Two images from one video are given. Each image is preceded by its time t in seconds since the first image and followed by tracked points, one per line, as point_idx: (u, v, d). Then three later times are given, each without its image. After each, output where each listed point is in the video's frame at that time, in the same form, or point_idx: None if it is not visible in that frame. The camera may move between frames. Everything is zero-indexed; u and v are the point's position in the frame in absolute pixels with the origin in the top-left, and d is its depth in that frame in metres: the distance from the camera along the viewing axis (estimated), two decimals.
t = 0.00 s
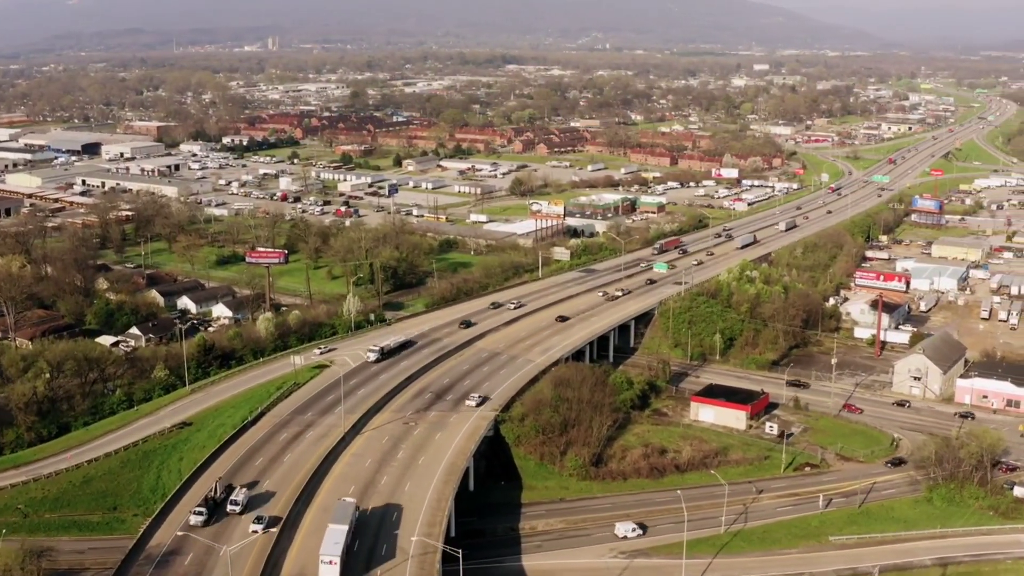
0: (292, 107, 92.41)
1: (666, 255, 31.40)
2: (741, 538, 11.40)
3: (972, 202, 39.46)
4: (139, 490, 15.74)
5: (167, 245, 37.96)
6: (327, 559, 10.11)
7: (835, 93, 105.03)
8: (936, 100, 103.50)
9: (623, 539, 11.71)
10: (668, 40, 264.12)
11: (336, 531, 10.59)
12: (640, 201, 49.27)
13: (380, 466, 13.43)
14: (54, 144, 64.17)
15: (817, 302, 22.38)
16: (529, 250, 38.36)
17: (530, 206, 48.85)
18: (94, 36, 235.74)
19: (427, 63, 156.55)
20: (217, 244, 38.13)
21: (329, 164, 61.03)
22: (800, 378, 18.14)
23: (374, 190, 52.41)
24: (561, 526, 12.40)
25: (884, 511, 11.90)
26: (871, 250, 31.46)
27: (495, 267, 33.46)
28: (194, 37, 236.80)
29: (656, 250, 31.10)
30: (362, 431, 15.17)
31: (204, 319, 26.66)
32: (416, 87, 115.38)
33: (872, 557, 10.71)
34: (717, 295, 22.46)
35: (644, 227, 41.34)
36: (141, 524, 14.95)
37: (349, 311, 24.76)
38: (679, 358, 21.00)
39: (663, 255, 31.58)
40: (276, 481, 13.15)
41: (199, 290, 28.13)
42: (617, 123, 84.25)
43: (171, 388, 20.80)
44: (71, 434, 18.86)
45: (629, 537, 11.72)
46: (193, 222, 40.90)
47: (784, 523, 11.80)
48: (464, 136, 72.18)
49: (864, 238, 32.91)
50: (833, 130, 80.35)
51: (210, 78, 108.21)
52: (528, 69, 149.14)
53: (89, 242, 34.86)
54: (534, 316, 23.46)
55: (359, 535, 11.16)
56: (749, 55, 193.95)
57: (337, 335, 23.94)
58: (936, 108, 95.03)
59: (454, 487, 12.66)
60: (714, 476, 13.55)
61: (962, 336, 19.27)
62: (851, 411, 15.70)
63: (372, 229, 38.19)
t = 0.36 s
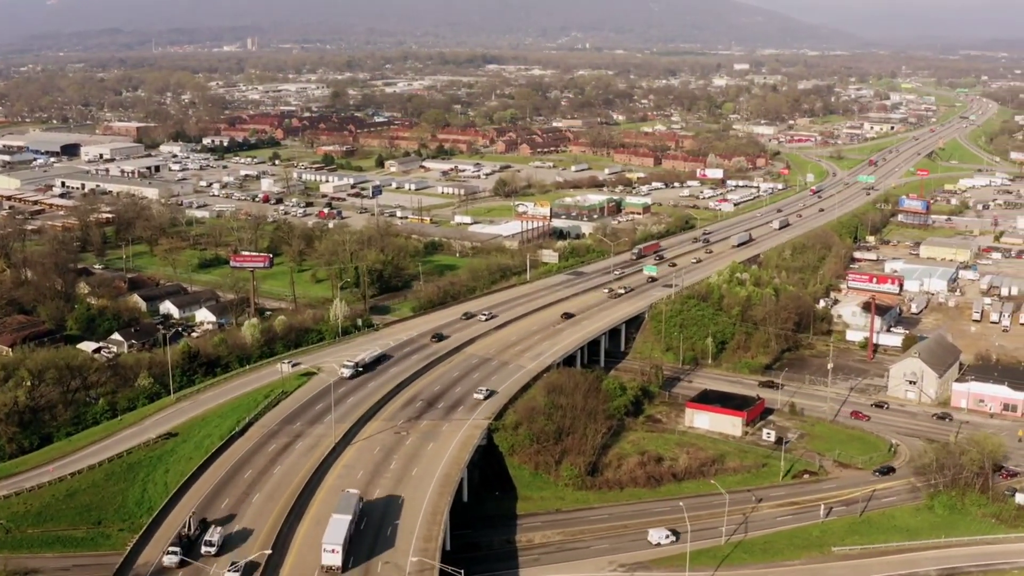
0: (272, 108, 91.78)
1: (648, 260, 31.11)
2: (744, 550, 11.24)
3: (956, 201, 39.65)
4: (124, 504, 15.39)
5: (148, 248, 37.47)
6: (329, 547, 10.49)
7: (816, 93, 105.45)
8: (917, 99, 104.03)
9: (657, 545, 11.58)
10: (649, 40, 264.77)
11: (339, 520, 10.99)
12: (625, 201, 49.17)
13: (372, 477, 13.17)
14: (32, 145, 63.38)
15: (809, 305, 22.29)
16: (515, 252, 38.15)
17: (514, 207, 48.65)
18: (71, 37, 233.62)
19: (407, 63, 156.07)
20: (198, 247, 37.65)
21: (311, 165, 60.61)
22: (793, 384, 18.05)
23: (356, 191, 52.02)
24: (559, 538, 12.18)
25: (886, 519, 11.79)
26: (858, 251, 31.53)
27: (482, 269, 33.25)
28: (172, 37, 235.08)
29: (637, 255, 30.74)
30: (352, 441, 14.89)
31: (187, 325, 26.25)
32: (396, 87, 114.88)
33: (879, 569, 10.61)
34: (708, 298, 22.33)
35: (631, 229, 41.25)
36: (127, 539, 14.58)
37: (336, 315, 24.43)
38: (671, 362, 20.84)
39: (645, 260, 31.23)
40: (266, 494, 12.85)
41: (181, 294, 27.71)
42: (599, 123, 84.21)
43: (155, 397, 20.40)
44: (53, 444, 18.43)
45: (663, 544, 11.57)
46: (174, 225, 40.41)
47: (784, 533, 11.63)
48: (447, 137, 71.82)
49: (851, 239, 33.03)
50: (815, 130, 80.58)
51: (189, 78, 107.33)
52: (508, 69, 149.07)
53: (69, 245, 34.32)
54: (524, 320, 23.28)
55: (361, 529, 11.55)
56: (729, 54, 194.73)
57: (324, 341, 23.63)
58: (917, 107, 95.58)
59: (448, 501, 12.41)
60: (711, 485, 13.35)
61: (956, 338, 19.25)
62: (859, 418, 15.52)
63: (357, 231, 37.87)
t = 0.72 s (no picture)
0: (256, 108, 91.19)
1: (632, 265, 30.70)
2: (747, 559, 11.09)
3: (944, 201, 39.81)
4: (111, 516, 15.06)
5: (134, 251, 37.02)
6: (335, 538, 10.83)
7: (801, 93, 105.75)
8: (902, 98, 104.56)
9: (689, 551, 11.44)
10: (634, 40, 265.26)
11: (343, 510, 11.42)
12: (614, 202, 49.06)
13: (367, 489, 12.94)
14: (13, 146, 62.63)
15: (803, 307, 22.22)
16: (504, 254, 37.95)
17: (502, 208, 48.45)
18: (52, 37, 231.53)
19: (390, 63, 155.57)
20: (184, 250, 37.23)
21: (296, 166, 60.16)
22: (790, 388, 17.96)
23: (342, 193, 51.67)
24: (559, 549, 11.98)
25: (889, 528, 11.67)
26: (849, 252, 31.53)
27: (472, 271, 33.04)
28: (154, 37, 233.40)
29: (619, 260, 30.23)
30: (345, 451, 14.64)
31: (174, 329, 25.86)
32: (381, 87, 114.36)
33: None
34: (701, 300, 22.22)
35: (620, 230, 41.13)
36: (115, 553, 14.25)
37: (326, 320, 24.15)
38: (665, 366, 20.68)
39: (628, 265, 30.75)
40: (259, 507, 12.60)
41: (168, 298, 27.33)
42: (585, 123, 84.10)
43: (143, 405, 20.00)
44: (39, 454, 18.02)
45: (694, 550, 11.44)
46: (159, 227, 39.95)
47: (786, 542, 11.47)
48: (433, 137, 71.53)
49: (842, 240, 33.09)
50: (800, 129, 80.74)
51: (172, 79, 106.47)
52: (492, 69, 148.71)
53: (52, 248, 33.85)
54: (516, 324, 23.10)
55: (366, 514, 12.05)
56: (713, 54, 195.24)
57: (314, 346, 23.36)
58: (902, 107, 95.99)
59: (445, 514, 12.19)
60: (711, 493, 13.19)
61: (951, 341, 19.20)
62: (867, 425, 15.34)
63: (345, 233, 37.58)
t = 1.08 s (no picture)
0: (238, 109, 90.54)
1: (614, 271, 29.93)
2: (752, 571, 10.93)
3: (932, 202, 39.90)
4: (98, 532, 14.65)
5: (117, 255, 36.53)
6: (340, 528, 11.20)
7: (785, 92, 106.06)
8: (884, 98, 105.06)
9: (724, 558, 11.30)
10: (616, 40, 265.49)
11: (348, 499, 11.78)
12: (601, 204, 48.93)
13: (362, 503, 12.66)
14: None
15: (797, 311, 22.14)
16: (493, 257, 37.72)
17: (489, 210, 48.21)
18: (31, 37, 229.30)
19: (372, 63, 154.99)
20: (168, 253, 36.77)
21: (280, 167, 59.69)
22: (787, 393, 17.84)
23: (327, 194, 51.29)
24: (560, 563, 11.76)
25: (894, 538, 11.53)
26: (839, 253, 31.54)
27: (461, 274, 32.81)
28: (135, 38, 231.71)
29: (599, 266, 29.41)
30: (339, 463, 14.35)
31: (159, 335, 25.45)
32: (364, 87, 113.82)
33: None
34: (694, 304, 22.11)
35: (608, 232, 40.97)
36: (103, 570, 13.84)
37: (315, 326, 23.85)
38: (660, 371, 20.52)
39: (610, 271, 29.95)
40: (252, 523, 12.30)
41: (153, 303, 26.91)
42: (570, 124, 84.00)
43: (129, 415, 19.59)
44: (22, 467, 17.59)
45: (728, 556, 11.30)
46: (142, 230, 39.46)
47: (789, 554, 11.31)
48: (417, 138, 71.18)
49: (831, 241, 33.13)
50: (785, 129, 80.92)
51: (153, 79, 105.57)
52: (475, 69, 148.44)
53: (34, 253, 33.37)
54: (509, 329, 22.88)
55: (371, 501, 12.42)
56: (696, 53, 195.83)
57: (303, 353, 23.05)
58: (885, 106, 96.43)
59: (443, 529, 11.93)
60: (712, 502, 13.01)
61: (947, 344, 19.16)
62: (875, 433, 15.13)
63: (331, 236, 37.23)
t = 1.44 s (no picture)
0: (220, 110, 89.88)
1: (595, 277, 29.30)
2: None
3: (919, 202, 39.98)
4: (85, 548, 14.24)
5: (100, 258, 36.05)
6: (346, 519, 11.59)
7: (769, 92, 106.36)
8: (867, 97, 105.52)
9: (755, 564, 11.24)
10: (599, 41, 265.91)
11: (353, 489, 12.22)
12: (588, 205, 48.77)
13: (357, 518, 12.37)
14: None
15: (790, 314, 22.04)
16: (481, 260, 37.46)
17: (475, 212, 47.96)
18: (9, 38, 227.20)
19: (354, 63, 154.40)
20: (152, 257, 36.30)
21: (263, 169, 59.24)
22: (782, 398, 17.74)
23: (311, 197, 50.90)
24: None
25: (899, 549, 11.39)
26: (830, 255, 31.55)
27: (451, 276, 32.56)
28: (116, 39, 230.22)
29: (580, 273, 28.72)
30: (331, 476, 14.05)
31: (144, 342, 25.05)
32: (346, 88, 113.29)
33: None
34: (687, 308, 22.00)
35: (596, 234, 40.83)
36: None
37: (303, 333, 23.55)
38: (654, 376, 20.37)
39: (589, 278, 29.25)
40: (245, 540, 12.01)
41: (137, 309, 26.50)
42: (554, 124, 83.88)
43: (115, 425, 19.21)
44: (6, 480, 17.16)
45: (761, 563, 11.25)
46: (125, 233, 38.97)
47: (797, 566, 11.15)
48: (401, 139, 70.82)
49: (821, 241, 33.15)
50: (769, 130, 81.07)
51: (134, 80, 104.73)
52: (457, 69, 148.13)
53: (16, 257, 32.83)
54: (502, 334, 22.66)
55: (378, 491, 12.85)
56: (678, 53, 196.39)
57: (292, 361, 22.74)
58: (868, 105, 96.89)
59: (441, 546, 11.66)
60: (713, 512, 12.83)
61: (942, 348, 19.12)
62: (883, 440, 14.93)
63: (317, 239, 36.85)
